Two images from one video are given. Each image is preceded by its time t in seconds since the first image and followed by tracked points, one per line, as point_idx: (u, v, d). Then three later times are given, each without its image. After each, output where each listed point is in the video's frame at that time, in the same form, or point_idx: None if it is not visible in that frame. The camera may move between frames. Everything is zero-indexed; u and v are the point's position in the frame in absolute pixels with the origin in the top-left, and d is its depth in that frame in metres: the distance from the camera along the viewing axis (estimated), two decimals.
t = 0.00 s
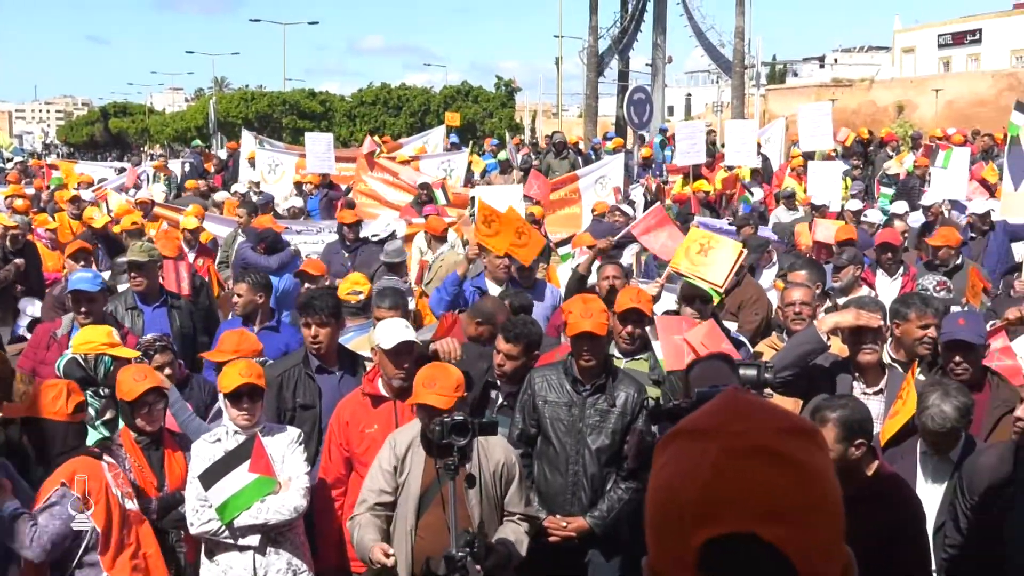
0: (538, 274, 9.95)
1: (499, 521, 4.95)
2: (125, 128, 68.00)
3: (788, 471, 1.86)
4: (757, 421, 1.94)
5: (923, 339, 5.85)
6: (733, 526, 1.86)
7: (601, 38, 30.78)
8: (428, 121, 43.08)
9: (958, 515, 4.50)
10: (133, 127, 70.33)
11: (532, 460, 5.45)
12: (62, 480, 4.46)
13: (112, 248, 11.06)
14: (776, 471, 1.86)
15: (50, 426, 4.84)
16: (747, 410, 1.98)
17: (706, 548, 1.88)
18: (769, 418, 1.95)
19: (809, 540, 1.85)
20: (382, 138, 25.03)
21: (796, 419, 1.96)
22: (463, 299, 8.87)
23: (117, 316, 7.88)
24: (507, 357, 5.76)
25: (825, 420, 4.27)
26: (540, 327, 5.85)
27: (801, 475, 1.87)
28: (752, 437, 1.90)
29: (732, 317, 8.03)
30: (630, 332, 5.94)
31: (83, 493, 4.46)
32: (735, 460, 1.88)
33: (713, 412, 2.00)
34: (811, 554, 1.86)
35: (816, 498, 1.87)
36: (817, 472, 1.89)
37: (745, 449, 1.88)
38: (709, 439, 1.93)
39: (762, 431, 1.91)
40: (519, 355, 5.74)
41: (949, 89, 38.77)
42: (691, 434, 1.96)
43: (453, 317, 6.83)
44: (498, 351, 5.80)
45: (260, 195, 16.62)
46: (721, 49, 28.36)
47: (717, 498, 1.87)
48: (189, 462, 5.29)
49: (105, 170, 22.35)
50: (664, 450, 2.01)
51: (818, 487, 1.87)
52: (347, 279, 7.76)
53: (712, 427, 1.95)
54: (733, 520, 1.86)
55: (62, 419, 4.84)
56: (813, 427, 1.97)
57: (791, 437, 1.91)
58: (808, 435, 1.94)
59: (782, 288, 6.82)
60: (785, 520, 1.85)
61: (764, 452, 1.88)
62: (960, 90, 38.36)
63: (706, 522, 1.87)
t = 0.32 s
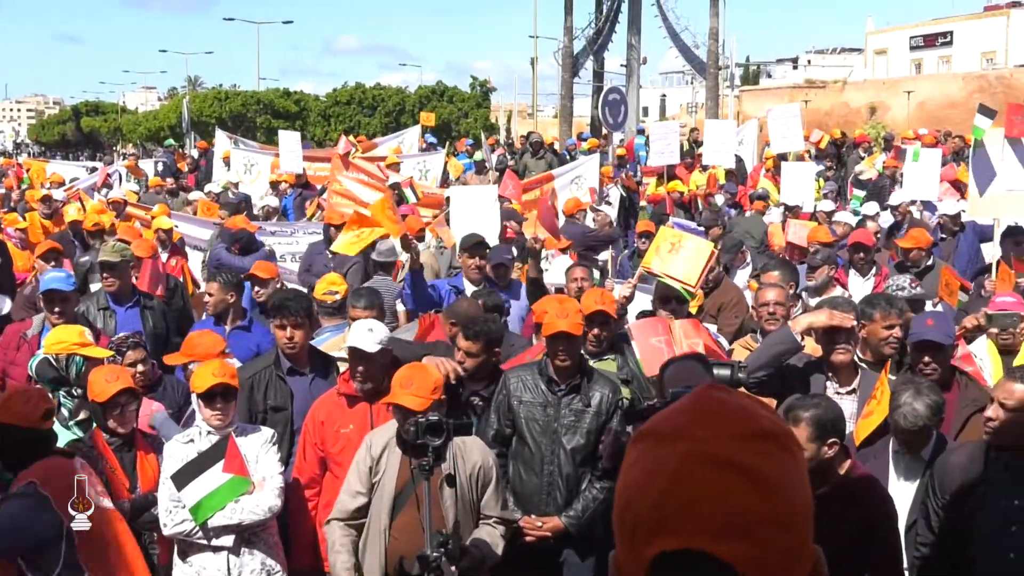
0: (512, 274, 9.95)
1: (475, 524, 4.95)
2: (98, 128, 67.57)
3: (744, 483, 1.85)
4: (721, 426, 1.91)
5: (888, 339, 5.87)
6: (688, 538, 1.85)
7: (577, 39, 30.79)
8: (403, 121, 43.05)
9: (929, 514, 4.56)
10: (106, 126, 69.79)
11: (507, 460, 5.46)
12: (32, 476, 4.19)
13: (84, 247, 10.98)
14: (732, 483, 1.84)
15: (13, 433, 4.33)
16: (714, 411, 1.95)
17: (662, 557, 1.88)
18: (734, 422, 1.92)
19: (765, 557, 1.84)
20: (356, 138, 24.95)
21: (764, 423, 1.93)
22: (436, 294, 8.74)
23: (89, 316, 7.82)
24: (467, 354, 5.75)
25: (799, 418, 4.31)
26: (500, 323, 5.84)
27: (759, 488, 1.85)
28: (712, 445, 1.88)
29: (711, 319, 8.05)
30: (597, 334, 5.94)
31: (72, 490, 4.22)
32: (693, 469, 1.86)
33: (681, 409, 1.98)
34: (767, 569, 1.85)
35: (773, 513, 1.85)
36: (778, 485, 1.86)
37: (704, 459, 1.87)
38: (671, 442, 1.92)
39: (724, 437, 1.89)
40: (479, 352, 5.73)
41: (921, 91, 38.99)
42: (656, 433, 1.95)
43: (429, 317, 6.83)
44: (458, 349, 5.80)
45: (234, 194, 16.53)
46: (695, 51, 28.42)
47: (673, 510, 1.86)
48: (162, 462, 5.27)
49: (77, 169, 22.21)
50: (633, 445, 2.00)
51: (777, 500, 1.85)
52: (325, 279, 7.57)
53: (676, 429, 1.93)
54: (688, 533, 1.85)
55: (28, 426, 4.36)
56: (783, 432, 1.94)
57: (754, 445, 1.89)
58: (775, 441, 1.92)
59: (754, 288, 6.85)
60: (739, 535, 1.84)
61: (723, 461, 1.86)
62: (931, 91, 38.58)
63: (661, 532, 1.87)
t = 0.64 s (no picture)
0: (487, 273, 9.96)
1: (450, 524, 4.96)
2: (70, 125, 67.01)
3: (704, 480, 1.86)
4: (683, 424, 1.93)
5: (847, 340, 5.97)
6: (646, 534, 1.85)
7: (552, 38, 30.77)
8: (378, 121, 42.95)
9: (900, 511, 4.58)
10: (77, 125, 69.24)
11: (481, 458, 5.46)
12: None
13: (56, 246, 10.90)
14: (692, 480, 1.86)
15: None
16: (677, 409, 1.97)
17: (620, 555, 1.89)
18: (697, 421, 1.93)
19: (724, 555, 1.85)
20: (330, 137, 24.89)
21: (727, 422, 1.95)
22: (410, 295, 8.62)
23: (60, 316, 7.77)
24: (439, 353, 5.78)
25: (770, 417, 4.34)
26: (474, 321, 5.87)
27: (719, 486, 1.86)
28: (675, 443, 1.89)
29: (687, 318, 8.07)
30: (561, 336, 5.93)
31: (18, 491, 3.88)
32: (654, 468, 1.87)
33: (644, 407, 1.99)
34: (726, 568, 1.85)
35: (733, 512, 1.86)
36: (738, 483, 1.88)
37: (666, 457, 1.88)
38: (633, 440, 1.93)
39: (686, 435, 1.91)
40: (452, 349, 5.75)
41: (893, 91, 39.39)
42: (619, 431, 1.96)
43: (403, 319, 6.76)
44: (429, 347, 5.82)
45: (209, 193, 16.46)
46: (670, 51, 28.44)
47: (632, 507, 1.87)
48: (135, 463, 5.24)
49: (47, 166, 22.01)
50: (597, 442, 2.01)
51: (737, 499, 1.87)
52: (298, 280, 7.52)
53: (639, 428, 1.94)
54: (646, 529, 1.86)
55: None
56: (745, 432, 1.95)
57: (716, 444, 1.90)
58: (736, 440, 1.93)
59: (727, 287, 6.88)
60: (699, 532, 1.85)
61: (684, 459, 1.87)
62: (903, 92, 38.85)
63: (620, 528, 1.88)
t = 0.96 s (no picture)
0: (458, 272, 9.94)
1: (420, 522, 4.95)
2: (38, 122, 66.38)
3: (656, 473, 1.84)
4: (643, 420, 1.91)
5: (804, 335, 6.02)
6: (597, 528, 1.85)
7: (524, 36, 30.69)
8: (349, 118, 42.79)
9: (867, 507, 4.57)
10: (45, 121, 68.60)
11: (452, 456, 5.45)
12: None
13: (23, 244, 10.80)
14: (644, 474, 1.84)
15: None
16: (638, 405, 1.95)
17: (575, 548, 1.89)
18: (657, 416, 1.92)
19: (676, 550, 1.83)
20: (301, 134, 24.80)
21: (688, 418, 1.93)
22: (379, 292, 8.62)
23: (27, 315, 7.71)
24: (419, 350, 5.81)
25: (738, 414, 4.36)
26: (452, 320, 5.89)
27: (672, 482, 1.84)
28: (631, 439, 1.88)
29: (658, 317, 8.09)
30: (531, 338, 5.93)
31: None
32: (608, 463, 1.87)
33: (607, 404, 1.98)
34: (679, 564, 1.83)
35: (687, 508, 1.84)
36: (693, 476, 1.85)
37: (620, 452, 1.87)
38: (592, 436, 1.93)
39: (642, 431, 1.90)
40: (432, 347, 5.79)
41: (862, 91, 39.41)
42: (580, 426, 1.96)
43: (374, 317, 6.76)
44: (409, 345, 5.85)
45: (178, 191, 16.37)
46: (641, 49, 28.44)
47: (584, 502, 1.86)
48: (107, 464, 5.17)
49: (14, 164, 21.80)
50: (563, 438, 2.01)
51: (693, 493, 1.84)
52: (268, 279, 7.51)
53: (600, 423, 1.94)
54: (598, 523, 1.85)
55: None
56: (707, 429, 1.93)
57: (673, 440, 1.88)
58: (694, 436, 1.91)
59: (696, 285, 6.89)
60: (652, 527, 1.83)
61: (640, 455, 1.86)
62: (872, 91, 39.02)
63: (574, 522, 1.88)
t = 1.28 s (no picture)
0: (428, 270, 9.92)
1: (390, 518, 4.93)
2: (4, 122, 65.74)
3: (610, 471, 1.90)
4: (597, 417, 1.97)
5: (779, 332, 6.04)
6: (550, 524, 1.91)
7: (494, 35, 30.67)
8: (319, 117, 42.61)
9: (833, 503, 4.64)
10: (11, 120, 67.98)
11: (424, 456, 5.44)
12: None
13: None
14: (596, 469, 1.90)
15: None
16: (594, 401, 2.01)
17: (528, 542, 1.94)
18: (613, 413, 1.98)
19: (627, 545, 1.88)
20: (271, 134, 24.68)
21: (643, 414, 1.98)
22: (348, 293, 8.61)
23: None
24: (393, 350, 5.81)
25: (706, 410, 4.38)
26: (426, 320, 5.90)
27: (625, 478, 1.89)
28: (584, 435, 1.94)
29: (627, 317, 8.10)
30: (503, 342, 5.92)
31: None
32: (560, 457, 1.93)
33: (565, 400, 2.04)
34: (628, 558, 1.89)
35: (640, 503, 1.89)
36: (647, 473, 1.90)
37: (574, 447, 1.93)
38: (548, 432, 1.99)
39: (597, 428, 1.95)
40: (406, 347, 5.78)
41: (831, 90, 39.62)
42: (536, 423, 2.02)
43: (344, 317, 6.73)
44: (384, 344, 5.84)
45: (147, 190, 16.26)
46: (612, 49, 28.44)
47: (539, 496, 1.92)
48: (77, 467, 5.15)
49: None
50: (522, 433, 2.07)
51: (645, 490, 1.89)
52: (237, 278, 7.49)
53: (556, 420, 2.00)
54: (550, 519, 1.91)
55: None
56: (663, 426, 1.98)
57: (628, 437, 1.94)
58: (649, 432, 1.96)
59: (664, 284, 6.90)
60: (604, 521, 1.88)
61: (594, 453, 1.92)
62: (840, 91, 39.24)
63: (527, 516, 1.94)
